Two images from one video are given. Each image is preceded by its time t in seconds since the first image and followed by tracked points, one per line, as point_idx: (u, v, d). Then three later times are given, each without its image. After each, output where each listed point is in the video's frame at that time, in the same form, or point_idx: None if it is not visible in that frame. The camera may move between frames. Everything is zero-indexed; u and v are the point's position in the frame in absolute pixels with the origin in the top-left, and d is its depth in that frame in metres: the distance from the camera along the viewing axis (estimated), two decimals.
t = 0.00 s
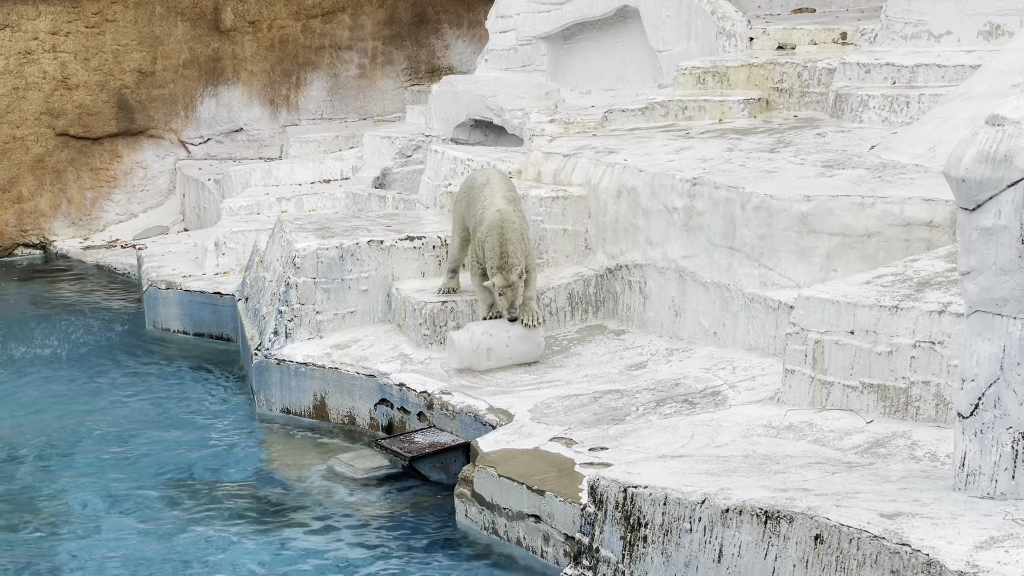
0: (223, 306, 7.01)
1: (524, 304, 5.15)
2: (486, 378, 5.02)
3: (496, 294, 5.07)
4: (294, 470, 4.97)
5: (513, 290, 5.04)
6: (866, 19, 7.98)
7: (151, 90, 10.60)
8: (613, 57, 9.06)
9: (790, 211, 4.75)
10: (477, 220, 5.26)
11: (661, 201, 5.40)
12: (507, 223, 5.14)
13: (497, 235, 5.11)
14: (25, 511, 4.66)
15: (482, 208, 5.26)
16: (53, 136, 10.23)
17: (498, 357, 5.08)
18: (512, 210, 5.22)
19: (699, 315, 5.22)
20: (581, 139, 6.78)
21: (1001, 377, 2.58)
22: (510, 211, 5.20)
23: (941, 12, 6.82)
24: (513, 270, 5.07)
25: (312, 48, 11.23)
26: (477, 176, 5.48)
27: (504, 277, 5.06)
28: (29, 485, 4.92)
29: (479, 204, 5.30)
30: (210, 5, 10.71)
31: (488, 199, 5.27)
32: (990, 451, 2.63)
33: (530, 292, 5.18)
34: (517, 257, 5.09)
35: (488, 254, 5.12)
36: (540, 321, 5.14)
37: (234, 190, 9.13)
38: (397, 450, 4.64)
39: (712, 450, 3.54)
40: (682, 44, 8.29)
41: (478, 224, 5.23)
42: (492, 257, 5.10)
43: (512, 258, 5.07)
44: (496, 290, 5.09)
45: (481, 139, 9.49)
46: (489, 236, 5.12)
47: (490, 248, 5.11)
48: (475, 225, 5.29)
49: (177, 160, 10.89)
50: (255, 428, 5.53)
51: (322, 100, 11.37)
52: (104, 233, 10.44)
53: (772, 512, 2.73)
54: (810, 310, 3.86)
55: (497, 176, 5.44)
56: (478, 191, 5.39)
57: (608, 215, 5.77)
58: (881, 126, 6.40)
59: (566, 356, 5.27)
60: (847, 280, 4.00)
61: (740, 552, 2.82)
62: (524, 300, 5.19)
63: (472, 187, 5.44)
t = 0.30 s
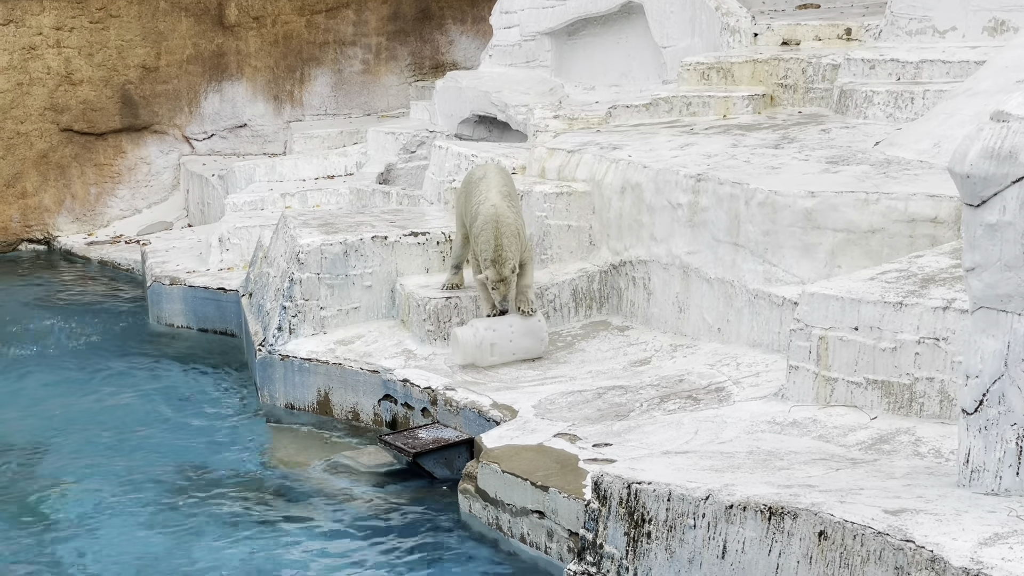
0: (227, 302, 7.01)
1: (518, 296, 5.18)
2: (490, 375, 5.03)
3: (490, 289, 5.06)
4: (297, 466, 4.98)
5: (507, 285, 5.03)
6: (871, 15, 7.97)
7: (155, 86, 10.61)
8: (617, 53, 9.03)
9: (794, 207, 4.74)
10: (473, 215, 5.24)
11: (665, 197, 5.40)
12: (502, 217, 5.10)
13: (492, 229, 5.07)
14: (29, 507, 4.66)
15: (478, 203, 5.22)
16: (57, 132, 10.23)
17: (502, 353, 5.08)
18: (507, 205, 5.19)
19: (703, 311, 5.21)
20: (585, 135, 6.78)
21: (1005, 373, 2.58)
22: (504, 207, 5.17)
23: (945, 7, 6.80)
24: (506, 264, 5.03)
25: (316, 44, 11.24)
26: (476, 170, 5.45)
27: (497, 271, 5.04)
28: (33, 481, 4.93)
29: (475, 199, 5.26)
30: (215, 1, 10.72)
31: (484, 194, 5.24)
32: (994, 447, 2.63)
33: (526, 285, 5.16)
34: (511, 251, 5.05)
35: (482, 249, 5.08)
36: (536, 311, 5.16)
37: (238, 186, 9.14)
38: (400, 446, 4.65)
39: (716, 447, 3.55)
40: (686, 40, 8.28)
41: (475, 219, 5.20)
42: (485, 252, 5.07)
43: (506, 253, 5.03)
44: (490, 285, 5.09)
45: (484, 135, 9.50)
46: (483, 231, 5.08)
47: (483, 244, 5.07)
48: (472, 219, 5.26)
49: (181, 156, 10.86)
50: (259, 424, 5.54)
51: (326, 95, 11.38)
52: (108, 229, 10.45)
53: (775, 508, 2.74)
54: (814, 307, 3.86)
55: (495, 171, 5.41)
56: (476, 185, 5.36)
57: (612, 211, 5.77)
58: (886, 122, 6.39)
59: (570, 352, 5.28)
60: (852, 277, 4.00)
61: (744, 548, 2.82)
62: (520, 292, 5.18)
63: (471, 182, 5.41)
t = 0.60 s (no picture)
0: (230, 297, 7.01)
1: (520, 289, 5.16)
2: (493, 371, 5.03)
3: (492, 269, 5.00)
4: (301, 461, 4.98)
5: (509, 264, 4.97)
6: (875, 11, 7.97)
7: (159, 82, 10.62)
8: (620, 49, 9.04)
9: (798, 204, 4.74)
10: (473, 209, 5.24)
11: (668, 193, 5.40)
12: (503, 208, 5.11)
13: (494, 217, 5.07)
14: (33, 502, 4.68)
15: (478, 197, 5.23)
16: (61, 128, 10.24)
17: (506, 350, 5.08)
18: (508, 197, 5.21)
19: (707, 307, 5.21)
20: (589, 130, 6.78)
21: (1009, 370, 2.58)
22: (505, 199, 5.19)
23: (949, 4, 6.78)
24: (509, 242, 4.99)
25: (319, 40, 11.24)
26: (472, 166, 5.47)
27: (499, 250, 4.99)
28: (37, 477, 4.94)
29: (474, 194, 5.27)
30: None
31: (483, 187, 5.25)
32: (998, 444, 2.63)
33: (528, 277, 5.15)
34: (513, 234, 5.03)
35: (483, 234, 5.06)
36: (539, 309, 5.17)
37: (241, 182, 9.14)
38: (404, 442, 4.65)
39: (719, 443, 3.55)
40: (689, 35, 8.28)
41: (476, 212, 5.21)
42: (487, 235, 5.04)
43: (509, 236, 5.00)
44: (492, 267, 5.02)
45: (488, 131, 9.50)
46: (485, 219, 5.08)
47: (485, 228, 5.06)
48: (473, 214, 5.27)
49: (185, 151, 10.89)
50: (263, 419, 5.55)
51: (329, 91, 11.40)
52: (112, 225, 10.46)
53: (779, 505, 2.74)
54: (817, 303, 3.86)
55: (492, 166, 5.42)
56: (473, 180, 5.37)
57: (616, 207, 5.77)
58: (890, 118, 6.38)
59: (574, 348, 5.28)
60: (855, 273, 4.00)
61: (748, 544, 2.82)
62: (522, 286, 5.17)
63: (468, 178, 5.43)
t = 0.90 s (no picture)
0: (232, 294, 7.01)
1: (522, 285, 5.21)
2: (495, 368, 5.03)
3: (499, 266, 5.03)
4: (303, 458, 4.99)
5: (517, 263, 5.01)
6: (878, 8, 7.95)
7: (161, 79, 10.62)
8: (622, 46, 9.04)
9: (800, 201, 4.74)
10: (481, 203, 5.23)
11: (671, 190, 5.40)
12: (514, 204, 5.12)
13: (505, 213, 5.08)
14: (35, 499, 4.68)
15: (487, 192, 5.23)
16: (63, 124, 10.24)
17: (509, 345, 5.07)
18: (517, 193, 5.20)
19: (709, 304, 5.21)
20: (591, 127, 6.78)
21: (1012, 367, 2.57)
22: (515, 194, 5.18)
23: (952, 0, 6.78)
24: (519, 242, 5.02)
25: (322, 37, 11.23)
26: (479, 160, 5.46)
27: (509, 248, 5.01)
28: (39, 473, 4.94)
29: (482, 189, 5.27)
30: None
31: (493, 182, 5.25)
32: (1000, 441, 2.63)
33: (532, 275, 5.19)
34: (524, 232, 5.06)
35: (494, 229, 5.07)
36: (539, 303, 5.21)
37: (244, 179, 9.15)
38: (406, 439, 4.66)
39: (722, 440, 3.55)
40: (692, 32, 8.27)
41: (484, 208, 5.20)
42: (498, 231, 5.05)
43: (520, 234, 5.03)
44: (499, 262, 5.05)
45: (490, 127, 9.50)
46: (496, 214, 5.09)
47: (497, 223, 5.07)
48: (479, 210, 5.27)
49: (187, 148, 10.89)
50: (265, 416, 5.55)
51: (331, 88, 11.39)
52: (114, 222, 10.46)
53: (781, 502, 2.74)
54: (820, 300, 3.86)
55: (499, 161, 5.42)
56: (481, 176, 5.36)
57: (618, 204, 5.77)
58: (892, 115, 6.37)
59: (576, 345, 5.28)
60: (858, 270, 3.99)
61: (750, 542, 2.82)
62: (524, 283, 5.22)
63: (475, 172, 5.42)
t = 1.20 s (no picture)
0: (234, 292, 7.02)
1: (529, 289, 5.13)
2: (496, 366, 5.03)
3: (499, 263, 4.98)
4: (304, 456, 4.99)
5: (516, 257, 4.94)
6: (880, 6, 7.95)
7: (163, 76, 10.62)
8: (624, 44, 9.03)
9: (801, 198, 4.74)
10: (485, 205, 5.23)
11: (672, 188, 5.40)
12: (516, 205, 5.11)
13: (508, 213, 5.06)
14: (36, 496, 4.68)
15: (491, 194, 5.24)
16: (65, 122, 10.24)
17: (512, 348, 5.04)
18: (522, 195, 5.22)
19: (711, 302, 5.21)
20: (593, 125, 6.77)
21: (1013, 365, 2.57)
22: (519, 196, 5.20)
23: None
24: (519, 238, 4.97)
25: (323, 35, 11.23)
26: (483, 163, 5.47)
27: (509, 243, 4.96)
28: (40, 471, 4.95)
29: (487, 191, 5.27)
30: None
31: (496, 185, 5.26)
32: (1001, 439, 2.63)
33: (538, 278, 5.15)
34: (525, 230, 5.01)
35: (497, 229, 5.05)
36: (547, 309, 5.12)
37: (245, 177, 9.15)
38: (407, 436, 4.65)
39: (723, 438, 3.55)
40: (693, 31, 8.14)
41: (488, 211, 5.20)
42: (501, 228, 5.03)
43: (521, 232, 4.98)
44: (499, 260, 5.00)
45: (492, 125, 9.50)
46: (498, 215, 5.08)
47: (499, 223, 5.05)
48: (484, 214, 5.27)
49: (189, 146, 10.90)
50: (266, 413, 5.55)
51: (333, 85, 11.39)
52: (115, 219, 10.46)
53: (782, 500, 2.74)
54: (821, 298, 3.86)
55: (502, 164, 5.43)
56: (484, 178, 5.37)
57: (619, 202, 5.77)
58: (894, 113, 6.37)
59: (577, 343, 5.28)
60: (859, 268, 3.99)
61: (751, 539, 2.82)
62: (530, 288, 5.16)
63: (478, 175, 5.43)
